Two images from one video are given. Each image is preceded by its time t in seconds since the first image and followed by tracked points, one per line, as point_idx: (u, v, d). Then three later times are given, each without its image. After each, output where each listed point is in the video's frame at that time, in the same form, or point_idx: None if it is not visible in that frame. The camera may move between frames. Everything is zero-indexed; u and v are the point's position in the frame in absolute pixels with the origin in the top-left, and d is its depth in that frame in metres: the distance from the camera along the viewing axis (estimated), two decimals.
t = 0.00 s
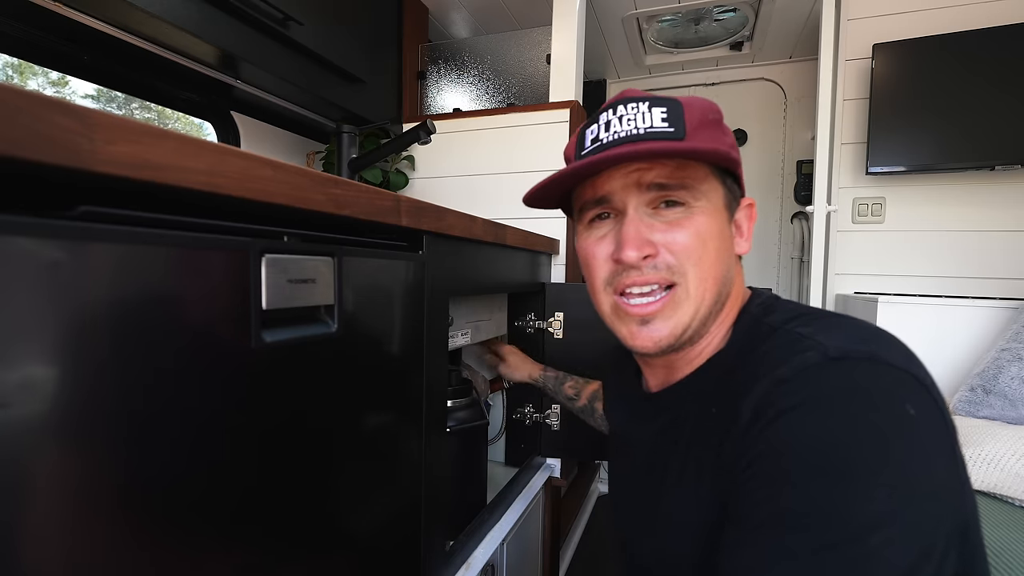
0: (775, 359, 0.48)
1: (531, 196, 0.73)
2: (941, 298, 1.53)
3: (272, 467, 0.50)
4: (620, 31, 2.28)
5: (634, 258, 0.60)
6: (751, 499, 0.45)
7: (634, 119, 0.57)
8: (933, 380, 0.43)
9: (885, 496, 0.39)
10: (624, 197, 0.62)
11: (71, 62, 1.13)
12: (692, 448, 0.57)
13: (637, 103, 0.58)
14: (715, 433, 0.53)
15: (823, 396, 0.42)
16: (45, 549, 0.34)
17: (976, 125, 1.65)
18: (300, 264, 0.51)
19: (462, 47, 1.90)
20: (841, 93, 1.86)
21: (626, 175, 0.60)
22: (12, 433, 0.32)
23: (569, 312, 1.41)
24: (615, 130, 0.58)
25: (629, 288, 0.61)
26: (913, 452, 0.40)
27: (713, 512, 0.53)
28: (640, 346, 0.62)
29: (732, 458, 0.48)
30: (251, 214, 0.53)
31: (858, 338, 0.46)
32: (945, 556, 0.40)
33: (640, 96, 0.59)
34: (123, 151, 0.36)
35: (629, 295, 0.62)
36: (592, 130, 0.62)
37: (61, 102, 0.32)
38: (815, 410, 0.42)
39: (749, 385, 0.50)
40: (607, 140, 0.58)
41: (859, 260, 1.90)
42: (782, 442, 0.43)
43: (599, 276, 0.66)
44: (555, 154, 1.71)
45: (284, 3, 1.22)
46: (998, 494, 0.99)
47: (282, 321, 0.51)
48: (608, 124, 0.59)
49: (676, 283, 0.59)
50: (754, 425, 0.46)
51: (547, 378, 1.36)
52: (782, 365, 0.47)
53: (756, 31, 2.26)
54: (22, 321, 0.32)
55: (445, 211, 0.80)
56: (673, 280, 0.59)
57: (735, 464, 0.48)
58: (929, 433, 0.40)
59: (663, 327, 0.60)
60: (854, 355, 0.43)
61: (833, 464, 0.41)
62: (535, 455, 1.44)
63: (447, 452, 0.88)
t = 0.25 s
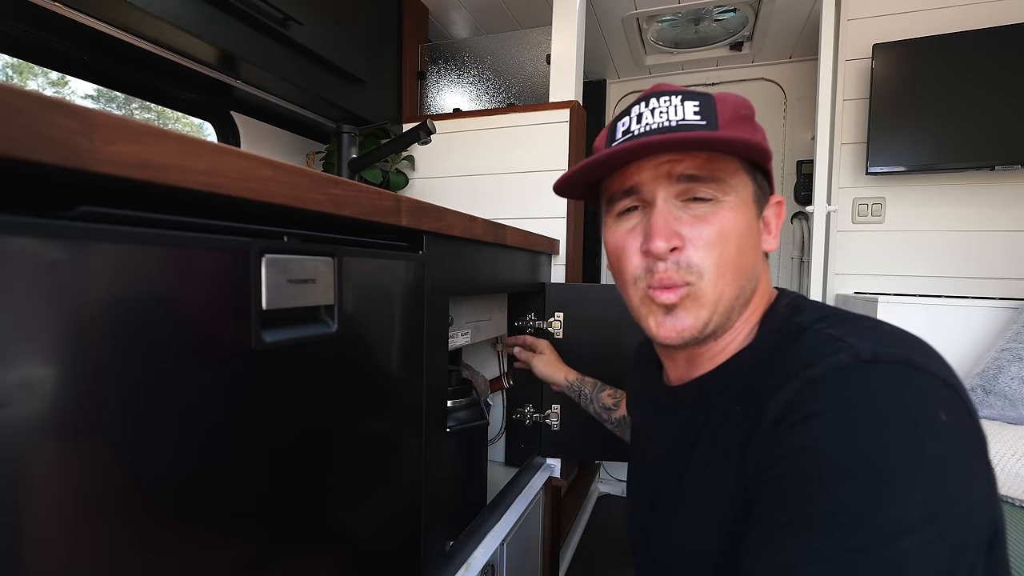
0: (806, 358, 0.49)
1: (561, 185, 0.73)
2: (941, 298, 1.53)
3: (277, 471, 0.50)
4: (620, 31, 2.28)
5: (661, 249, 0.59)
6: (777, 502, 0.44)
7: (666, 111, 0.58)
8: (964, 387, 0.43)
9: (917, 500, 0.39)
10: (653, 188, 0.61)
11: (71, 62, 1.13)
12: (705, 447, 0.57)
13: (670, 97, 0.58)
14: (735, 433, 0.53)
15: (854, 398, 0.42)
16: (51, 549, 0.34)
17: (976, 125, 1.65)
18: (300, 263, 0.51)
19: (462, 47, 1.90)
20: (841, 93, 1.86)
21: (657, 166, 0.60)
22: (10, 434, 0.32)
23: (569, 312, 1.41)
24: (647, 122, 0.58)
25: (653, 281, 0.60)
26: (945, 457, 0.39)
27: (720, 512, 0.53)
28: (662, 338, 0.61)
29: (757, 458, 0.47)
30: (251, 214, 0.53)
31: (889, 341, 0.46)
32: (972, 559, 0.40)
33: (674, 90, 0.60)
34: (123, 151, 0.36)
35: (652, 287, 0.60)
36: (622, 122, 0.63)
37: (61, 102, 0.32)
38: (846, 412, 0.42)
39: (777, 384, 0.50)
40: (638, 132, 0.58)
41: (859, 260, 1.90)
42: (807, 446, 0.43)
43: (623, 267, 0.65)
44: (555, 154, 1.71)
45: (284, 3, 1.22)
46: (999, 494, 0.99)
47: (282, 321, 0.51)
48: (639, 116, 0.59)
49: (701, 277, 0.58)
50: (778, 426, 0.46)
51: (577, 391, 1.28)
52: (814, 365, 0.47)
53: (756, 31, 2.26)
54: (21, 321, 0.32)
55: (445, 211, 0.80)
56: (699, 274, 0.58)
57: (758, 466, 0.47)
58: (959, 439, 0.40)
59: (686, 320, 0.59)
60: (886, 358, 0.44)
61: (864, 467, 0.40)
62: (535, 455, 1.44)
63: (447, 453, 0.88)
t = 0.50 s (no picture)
0: (820, 362, 0.48)
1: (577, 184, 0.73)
2: (942, 298, 1.53)
3: (278, 473, 0.50)
4: (620, 31, 2.28)
5: (679, 250, 0.59)
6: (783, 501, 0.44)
7: (687, 110, 0.57)
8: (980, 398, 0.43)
9: (922, 507, 0.38)
10: (672, 189, 0.61)
11: (71, 62, 1.13)
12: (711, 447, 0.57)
13: (691, 95, 0.58)
14: (745, 434, 0.53)
15: (865, 402, 0.42)
16: (58, 548, 0.34)
17: (976, 125, 1.65)
18: (299, 264, 0.51)
19: (462, 47, 1.90)
20: (841, 93, 1.86)
21: (676, 167, 0.60)
22: (13, 434, 0.32)
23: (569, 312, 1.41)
24: (667, 120, 0.58)
25: (670, 282, 0.60)
26: (954, 464, 0.39)
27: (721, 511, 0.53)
28: (676, 337, 0.61)
29: (765, 458, 0.47)
30: (250, 214, 0.53)
31: (904, 347, 0.45)
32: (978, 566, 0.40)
33: (696, 88, 0.59)
34: (122, 151, 0.36)
35: (669, 288, 0.60)
36: (642, 119, 0.62)
37: (61, 102, 0.32)
38: (853, 416, 0.42)
39: (788, 387, 0.49)
40: (659, 131, 0.58)
41: (859, 260, 1.90)
42: (813, 449, 0.42)
43: (637, 267, 0.65)
44: (555, 154, 1.71)
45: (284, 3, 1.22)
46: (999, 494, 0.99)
47: (282, 321, 0.51)
48: (660, 114, 0.59)
49: (719, 280, 0.58)
50: (786, 428, 0.46)
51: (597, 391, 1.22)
52: (825, 368, 0.47)
53: (756, 31, 2.26)
54: (22, 321, 0.32)
55: (445, 211, 0.80)
56: (716, 277, 0.58)
57: (765, 464, 0.47)
58: (970, 448, 0.40)
59: (701, 321, 0.59)
60: (899, 364, 0.43)
61: (871, 471, 0.40)
62: (535, 455, 1.44)
63: (447, 452, 0.88)
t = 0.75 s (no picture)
0: (822, 361, 0.48)
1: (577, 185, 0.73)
2: (942, 298, 1.53)
3: (277, 473, 0.50)
4: (620, 31, 2.28)
5: (679, 250, 0.59)
6: (783, 499, 0.43)
7: (688, 111, 0.57)
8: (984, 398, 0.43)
9: (922, 505, 0.38)
10: (672, 189, 0.61)
11: (71, 62, 1.13)
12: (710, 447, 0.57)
13: (691, 96, 0.58)
14: (745, 434, 0.53)
15: (869, 400, 0.42)
16: (60, 548, 0.34)
17: (976, 125, 1.65)
18: (299, 264, 0.51)
19: (462, 47, 1.90)
20: (841, 93, 1.86)
21: (676, 167, 0.60)
22: (14, 433, 0.32)
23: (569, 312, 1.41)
24: (667, 121, 0.58)
25: (669, 282, 0.60)
26: (956, 464, 0.39)
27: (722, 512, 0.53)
28: (676, 337, 0.61)
29: (766, 455, 0.47)
30: (250, 214, 0.53)
31: (907, 346, 0.45)
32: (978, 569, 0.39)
33: (695, 89, 0.59)
34: (123, 151, 0.36)
35: (668, 287, 0.60)
36: (642, 120, 0.62)
37: (61, 101, 0.32)
38: (857, 415, 0.42)
39: (789, 387, 0.50)
40: (658, 131, 0.58)
41: (859, 260, 1.90)
42: (815, 446, 0.42)
43: (638, 267, 0.65)
44: (556, 154, 1.71)
45: (284, 3, 1.22)
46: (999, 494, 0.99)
47: (283, 321, 0.51)
48: (659, 115, 0.59)
49: (718, 280, 0.58)
50: (788, 424, 0.46)
51: (596, 385, 1.17)
52: (827, 367, 0.47)
53: (756, 31, 2.26)
54: (22, 321, 0.32)
55: (445, 211, 0.80)
56: (716, 276, 0.58)
57: (767, 462, 0.47)
58: (974, 448, 0.40)
59: (701, 321, 0.59)
60: (903, 363, 0.43)
61: (872, 468, 0.39)
62: (535, 455, 1.44)
63: (447, 452, 0.88)
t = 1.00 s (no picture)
0: (812, 358, 0.48)
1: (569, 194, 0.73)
2: (941, 298, 1.53)
3: (277, 473, 0.50)
4: (620, 31, 2.27)
5: (672, 258, 0.59)
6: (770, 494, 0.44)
7: (677, 119, 0.57)
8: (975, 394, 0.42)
9: (909, 499, 0.38)
10: (664, 197, 0.61)
11: (71, 62, 1.13)
12: (706, 445, 0.57)
13: (680, 103, 0.58)
14: (738, 433, 0.53)
15: (854, 396, 0.42)
16: (63, 548, 0.34)
17: (976, 125, 1.65)
18: (299, 264, 0.51)
19: (462, 47, 1.90)
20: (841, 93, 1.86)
21: (667, 176, 0.60)
22: (16, 433, 0.32)
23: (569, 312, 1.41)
24: (656, 131, 0.58)
25: (663, 290, 0.60)
26: (943, 458, 0.39)
27: (719, 511, 0.53)
28: (669, 344, 0.61)
29: (758, 451, 0.48)
30: (251, 214, 0.53)
31: (895, 343, 0.45)
32: (966, 562, 0.39)
33: (684, 96, 0.59)
34: (123, 151, 0.36)
35: (662, 294, 0.60)
36: (632, 128, 0.62)
37: (61, 101, 0.32)
38: (843, 411, 0.42)
39: (778, 384, 0.50)
40: (648, 140, 0.58)
41: (859, 260, 1.90)
42: (802, 441, 0.43)
43: (632, 274, 0.65)
44: (556, 154, 1.71)
45: (284, 3, 1.22)
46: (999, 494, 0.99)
47: (282, 321, 0.51)
48: (649, 124, 0.59)
49: (711, 287, 0.58)
50: (778, 421, 0.47)
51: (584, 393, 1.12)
52: (818, 364, 0.47)
53: (756, 31, 2.26)
54: (23, 320, 0.32)
55: (445, 211, 0.80)
56: (709, 283, 0.58)
57: (758, 457, 0.48)
58: (960, 443, 0.39)
59: (696, 327, 0.59)
60: (891, 359, 0.43)
61: (857, 463, 0.40)
62: (535, 455, 1.44)
63: (447, 453, 0.88)
